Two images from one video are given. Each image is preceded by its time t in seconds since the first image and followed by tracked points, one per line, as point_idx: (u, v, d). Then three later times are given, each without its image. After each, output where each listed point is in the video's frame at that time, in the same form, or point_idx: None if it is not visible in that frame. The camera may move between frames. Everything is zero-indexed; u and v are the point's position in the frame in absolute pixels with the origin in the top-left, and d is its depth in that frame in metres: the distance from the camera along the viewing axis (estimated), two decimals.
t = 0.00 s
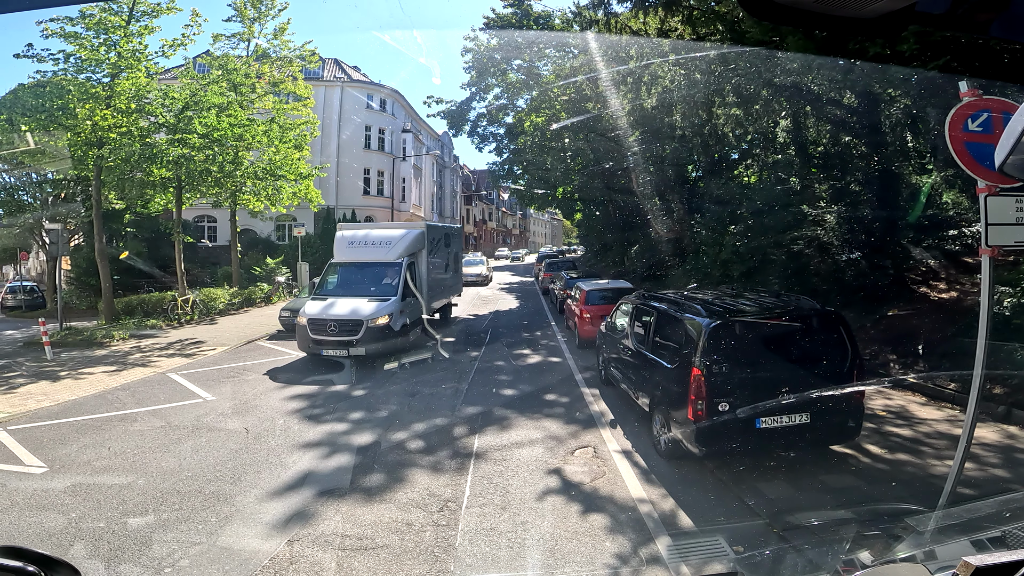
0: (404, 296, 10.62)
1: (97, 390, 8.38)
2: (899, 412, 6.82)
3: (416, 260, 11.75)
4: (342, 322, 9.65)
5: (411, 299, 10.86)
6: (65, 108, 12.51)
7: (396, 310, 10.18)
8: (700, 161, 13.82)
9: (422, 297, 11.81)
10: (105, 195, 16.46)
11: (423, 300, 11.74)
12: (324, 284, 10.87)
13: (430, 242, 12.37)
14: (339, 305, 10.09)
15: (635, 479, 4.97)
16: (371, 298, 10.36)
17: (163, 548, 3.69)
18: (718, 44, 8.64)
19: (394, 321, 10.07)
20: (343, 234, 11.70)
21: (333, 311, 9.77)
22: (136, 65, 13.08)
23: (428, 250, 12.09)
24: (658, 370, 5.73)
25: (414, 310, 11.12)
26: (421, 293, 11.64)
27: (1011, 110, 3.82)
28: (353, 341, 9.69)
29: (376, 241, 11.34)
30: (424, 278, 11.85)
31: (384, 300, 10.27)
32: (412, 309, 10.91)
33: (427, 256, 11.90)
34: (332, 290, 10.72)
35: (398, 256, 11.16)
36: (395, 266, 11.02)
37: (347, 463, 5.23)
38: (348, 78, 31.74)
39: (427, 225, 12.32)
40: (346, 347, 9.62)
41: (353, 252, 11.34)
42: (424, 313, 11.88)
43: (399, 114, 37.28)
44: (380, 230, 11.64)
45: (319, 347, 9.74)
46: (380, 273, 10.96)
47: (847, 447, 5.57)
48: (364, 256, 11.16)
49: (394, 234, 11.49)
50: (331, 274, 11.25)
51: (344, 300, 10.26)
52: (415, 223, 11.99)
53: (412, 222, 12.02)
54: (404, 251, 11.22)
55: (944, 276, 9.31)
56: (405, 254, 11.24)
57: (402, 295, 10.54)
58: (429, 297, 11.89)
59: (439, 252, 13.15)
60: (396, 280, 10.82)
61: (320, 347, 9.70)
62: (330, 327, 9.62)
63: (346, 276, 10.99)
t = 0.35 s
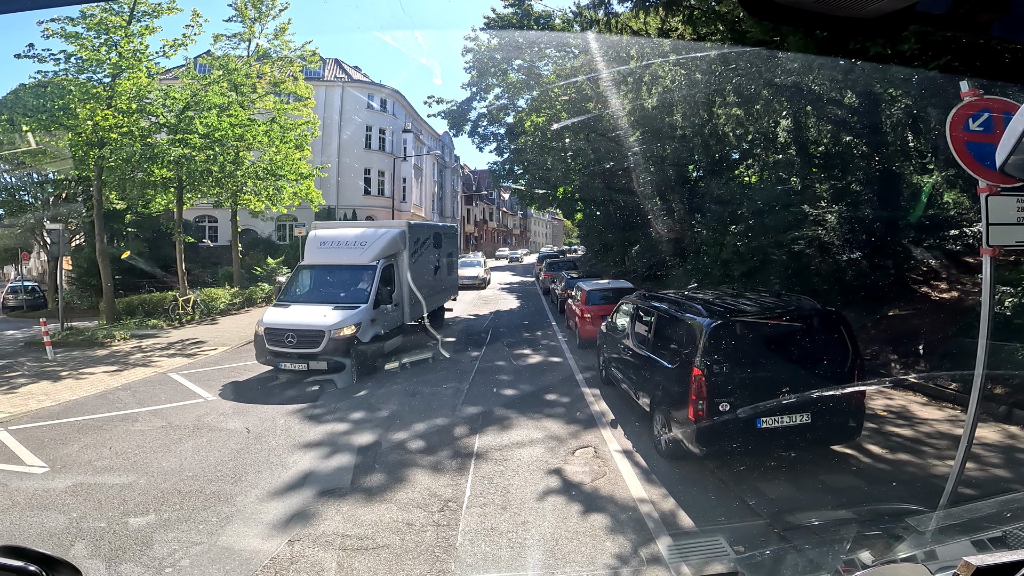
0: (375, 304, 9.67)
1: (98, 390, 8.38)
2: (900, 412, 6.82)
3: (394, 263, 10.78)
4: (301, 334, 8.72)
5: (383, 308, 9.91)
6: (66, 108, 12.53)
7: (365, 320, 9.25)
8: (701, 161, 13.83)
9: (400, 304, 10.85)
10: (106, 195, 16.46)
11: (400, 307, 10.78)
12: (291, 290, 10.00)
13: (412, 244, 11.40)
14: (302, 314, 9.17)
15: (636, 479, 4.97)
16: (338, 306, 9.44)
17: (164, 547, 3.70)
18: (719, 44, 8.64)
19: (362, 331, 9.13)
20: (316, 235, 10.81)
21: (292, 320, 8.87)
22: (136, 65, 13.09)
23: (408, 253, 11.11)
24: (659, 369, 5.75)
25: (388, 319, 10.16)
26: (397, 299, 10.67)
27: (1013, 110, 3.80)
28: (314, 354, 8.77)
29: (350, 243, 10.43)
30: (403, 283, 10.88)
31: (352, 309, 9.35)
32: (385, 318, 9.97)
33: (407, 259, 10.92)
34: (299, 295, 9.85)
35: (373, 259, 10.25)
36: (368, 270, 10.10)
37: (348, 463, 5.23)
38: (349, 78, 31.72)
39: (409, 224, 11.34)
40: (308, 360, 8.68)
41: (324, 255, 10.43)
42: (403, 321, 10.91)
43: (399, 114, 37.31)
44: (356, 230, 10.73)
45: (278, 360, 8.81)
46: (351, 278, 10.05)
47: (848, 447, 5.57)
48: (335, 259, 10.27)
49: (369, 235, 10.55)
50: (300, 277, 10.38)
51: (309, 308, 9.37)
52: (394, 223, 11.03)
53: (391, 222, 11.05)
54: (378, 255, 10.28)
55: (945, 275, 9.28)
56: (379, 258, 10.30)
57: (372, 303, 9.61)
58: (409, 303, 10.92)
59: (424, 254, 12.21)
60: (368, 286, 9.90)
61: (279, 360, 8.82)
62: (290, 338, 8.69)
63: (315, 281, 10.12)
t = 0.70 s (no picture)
0: (341, 311, 8.54)
1: (98, 390, 8.37)
2: (901, 412, 6.81)
3: (369, 265, 9.59)
4: (252, 344, 7.73)
5: (352, 315, 8.78)
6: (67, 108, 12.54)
7: (327, 330, 8.15)
8: (701, 161, 13.84)
9: (376, 310, 9.68)
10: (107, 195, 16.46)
11: (376, 313, 9.62)
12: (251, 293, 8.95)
13: (394, 243, 10.21)
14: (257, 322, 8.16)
15: (636, 479, 4.96)
16: (298, 313, 8.36)
17: (163, 547, 3.70)
18: (720, 44, 8.63)
19: (323, 343, 8.05)
20: (286, 234, 9.71)
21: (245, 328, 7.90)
22: (137, 65, 13.10)
23: (388, 253, 9.92)
24: (660, 369, 5.75)
25: (359, 328, 9.03)
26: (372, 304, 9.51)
27: (1016, 110, 3.79)
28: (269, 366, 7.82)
29: (318, 244, 9.25)
30: (380, 286, 9.70)
31: (313, 317, 8.24)
32: (355, 326, 8.85)
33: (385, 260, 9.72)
34: (260, 300, 8.80)
35: (342, 262, 9.05)
36: (336, 274, 8.95)
37: (348, 463, 5.23)
38: (350, 78, 31.68)
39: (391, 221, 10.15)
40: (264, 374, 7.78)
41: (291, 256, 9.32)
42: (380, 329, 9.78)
43: (400, 114, 37.31)
44: (329, 227, 9.55)
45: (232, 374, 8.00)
46: (317, 282, 8.93)
47: (849, 447, 5.56)
48: (301, 260, 9.14)
49: (341, 234, 9.35)
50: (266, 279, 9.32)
51: (267, 316, 8.33)
52: (372, 220, 9.81)
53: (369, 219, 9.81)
54: (348, 256, 9.08)
55: (945, 275, 8.97)
56: (350, 259, 9.11)
57: (337, 310, 8.48)
58: (387, 309, 9.75)
59: (411, 254, 11.08)
60: (335, 291, 8.76)
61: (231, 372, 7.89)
62: (241, 350, 7.84)
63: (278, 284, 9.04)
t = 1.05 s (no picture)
0: (303, 317, 7.87)
1: (99, 390, 8.38)
2: (903, 412, 6.81)
3: (340, 268, 8.96)
4: (200, 354, 7.04)
5: (317, 322, 8.12)
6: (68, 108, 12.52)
7: (286, 339, 7.46)
8: (702, 161, 13.83)
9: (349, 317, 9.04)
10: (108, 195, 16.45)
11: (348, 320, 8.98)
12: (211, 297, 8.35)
13: (372, 243, 9.58)
14: (210, 329, 7.48)
15: (637, 479, 4.96)
16: (255, 320, 7.69)
17: (165, 547, 3.70)
18: (721, 44, 8.63)
19: (280, 353, 7.36)
20: (256, 236, 9.13)
21: (194, 335, 7.24)
22: (138, 66, 13.10)
23: (364, 254, 9.29)
24: (661, 369, 5.75)
25: (326, 336, 8.35)
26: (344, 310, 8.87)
27: (1016, 110, 3.79)
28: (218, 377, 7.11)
29: (286, 246, 8.66)
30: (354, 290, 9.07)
31: (271, 324, 7.57)
32: (321, 334, 8.21)
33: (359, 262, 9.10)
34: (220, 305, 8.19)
35: (308, 264, 8.42)
36: (302, 276, 8.32)
37: (349, 463, 5.23)
38: (350, 78, 31.67)
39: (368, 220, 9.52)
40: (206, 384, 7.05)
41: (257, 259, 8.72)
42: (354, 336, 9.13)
43: (401, 114, 37.30)
44: (299, 228, 8.98)
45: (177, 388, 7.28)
46: (281, 285, 8.31)
47: (850, 447, 5.56)
48: (267, 262, 8.56)
49: (311, 234, 8.77)
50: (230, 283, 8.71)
51: (222, 323, 7.65)
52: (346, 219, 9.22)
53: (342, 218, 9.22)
54: (315, 258, 8.45)
55: (947, 275, 9.15)
56: (316, 261, 8.48)
57: (300, 317, 7.83)
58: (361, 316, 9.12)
59: (394, 256, 10.46)
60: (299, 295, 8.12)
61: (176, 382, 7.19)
62: (188, 360, 7.17)
63: (241, 287, 8.44)
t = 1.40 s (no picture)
0: (258, 325, 7.28)
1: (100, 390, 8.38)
2: (904, 412, 6.81)
3: (308, 271, 8.30)
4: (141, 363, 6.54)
5: (276, 329, 7.52)
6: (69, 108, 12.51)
7: (235, 348, 6.87)
8: (703, 161, 13.83)
9: (320, 323, 8.43)
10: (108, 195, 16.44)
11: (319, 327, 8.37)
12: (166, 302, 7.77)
13: (347, 244, 8.95)
14: (156, 337, 6.95)
15: (638, 479, 4.96)
16: (203, 327, 7.11)
17: (166, 546, 3.71)
18: (721, 44, 8.66)
19: (228, 363, 6.77)
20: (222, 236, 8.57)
21: (135, 344, 6.72)
22: (138, 66, 13.11)
23: (338, 256, 8.66)
24: (662, 369, 5.73)
25: (289, 344, 7.75)
26: (313, 316, 8.26)
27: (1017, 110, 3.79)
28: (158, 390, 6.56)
29: (249, 247, 8.07)
30: (325, 295, 8.45)
31: (220, 332, 6.99)
32: (282, 342, 7.60)
33: (331, 265, 8.47)
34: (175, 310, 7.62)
35: (270, 266, 7.79)
36: (261, 280, 7.70)
37: (349, 463, 5.24)
38: (351, 78, 31.63)
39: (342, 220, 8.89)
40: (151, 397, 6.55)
41: (218, 259, 8.12)
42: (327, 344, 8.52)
43: (402, 114, 37.31)
44: (265, 229, 8.38)
45: (121, 399, 6.80)
46: (239, 289, 7.68)
47: (851, 447, 5.56)
48: (227, 264, 7.95)
49: (276, 235, 8.15)
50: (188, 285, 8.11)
51: (170, 330, 7.10)
52: (315, 218, 8.57)
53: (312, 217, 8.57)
54: (276, 260, 7.81)
55: (948, 275, 9.06)
56: (278, 264, 7.84)
57: (254, 324, 7.23)
58: (334, 322, 8.51)
59: (374, 257, 9.83)
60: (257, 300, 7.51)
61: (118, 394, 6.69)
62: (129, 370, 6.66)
63: (198, 291, 7.82)
